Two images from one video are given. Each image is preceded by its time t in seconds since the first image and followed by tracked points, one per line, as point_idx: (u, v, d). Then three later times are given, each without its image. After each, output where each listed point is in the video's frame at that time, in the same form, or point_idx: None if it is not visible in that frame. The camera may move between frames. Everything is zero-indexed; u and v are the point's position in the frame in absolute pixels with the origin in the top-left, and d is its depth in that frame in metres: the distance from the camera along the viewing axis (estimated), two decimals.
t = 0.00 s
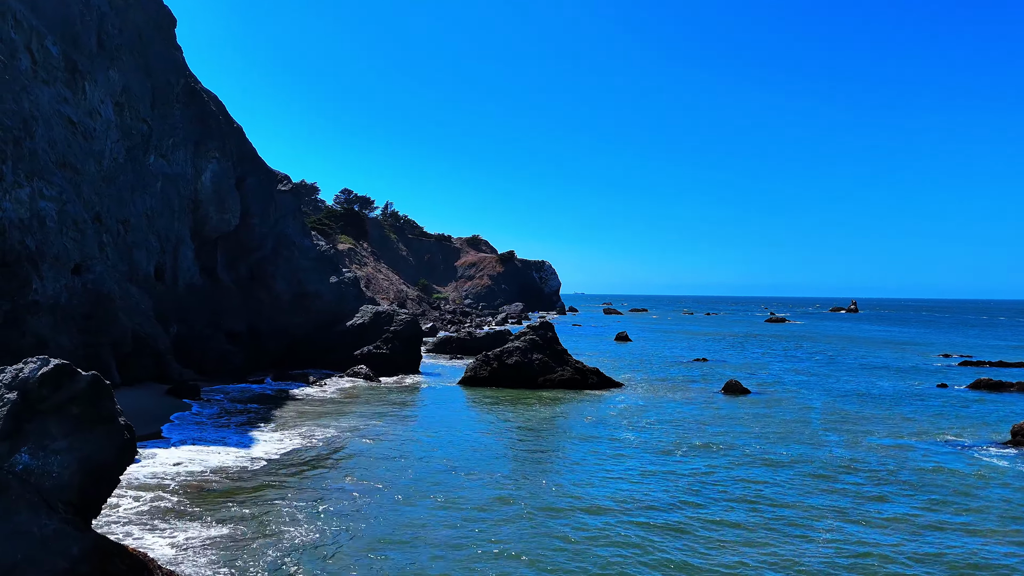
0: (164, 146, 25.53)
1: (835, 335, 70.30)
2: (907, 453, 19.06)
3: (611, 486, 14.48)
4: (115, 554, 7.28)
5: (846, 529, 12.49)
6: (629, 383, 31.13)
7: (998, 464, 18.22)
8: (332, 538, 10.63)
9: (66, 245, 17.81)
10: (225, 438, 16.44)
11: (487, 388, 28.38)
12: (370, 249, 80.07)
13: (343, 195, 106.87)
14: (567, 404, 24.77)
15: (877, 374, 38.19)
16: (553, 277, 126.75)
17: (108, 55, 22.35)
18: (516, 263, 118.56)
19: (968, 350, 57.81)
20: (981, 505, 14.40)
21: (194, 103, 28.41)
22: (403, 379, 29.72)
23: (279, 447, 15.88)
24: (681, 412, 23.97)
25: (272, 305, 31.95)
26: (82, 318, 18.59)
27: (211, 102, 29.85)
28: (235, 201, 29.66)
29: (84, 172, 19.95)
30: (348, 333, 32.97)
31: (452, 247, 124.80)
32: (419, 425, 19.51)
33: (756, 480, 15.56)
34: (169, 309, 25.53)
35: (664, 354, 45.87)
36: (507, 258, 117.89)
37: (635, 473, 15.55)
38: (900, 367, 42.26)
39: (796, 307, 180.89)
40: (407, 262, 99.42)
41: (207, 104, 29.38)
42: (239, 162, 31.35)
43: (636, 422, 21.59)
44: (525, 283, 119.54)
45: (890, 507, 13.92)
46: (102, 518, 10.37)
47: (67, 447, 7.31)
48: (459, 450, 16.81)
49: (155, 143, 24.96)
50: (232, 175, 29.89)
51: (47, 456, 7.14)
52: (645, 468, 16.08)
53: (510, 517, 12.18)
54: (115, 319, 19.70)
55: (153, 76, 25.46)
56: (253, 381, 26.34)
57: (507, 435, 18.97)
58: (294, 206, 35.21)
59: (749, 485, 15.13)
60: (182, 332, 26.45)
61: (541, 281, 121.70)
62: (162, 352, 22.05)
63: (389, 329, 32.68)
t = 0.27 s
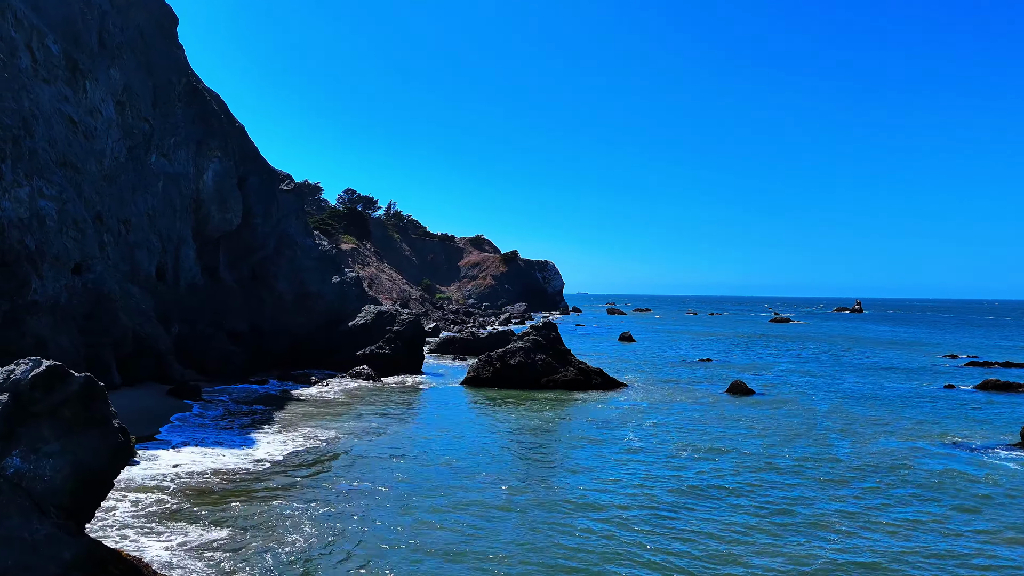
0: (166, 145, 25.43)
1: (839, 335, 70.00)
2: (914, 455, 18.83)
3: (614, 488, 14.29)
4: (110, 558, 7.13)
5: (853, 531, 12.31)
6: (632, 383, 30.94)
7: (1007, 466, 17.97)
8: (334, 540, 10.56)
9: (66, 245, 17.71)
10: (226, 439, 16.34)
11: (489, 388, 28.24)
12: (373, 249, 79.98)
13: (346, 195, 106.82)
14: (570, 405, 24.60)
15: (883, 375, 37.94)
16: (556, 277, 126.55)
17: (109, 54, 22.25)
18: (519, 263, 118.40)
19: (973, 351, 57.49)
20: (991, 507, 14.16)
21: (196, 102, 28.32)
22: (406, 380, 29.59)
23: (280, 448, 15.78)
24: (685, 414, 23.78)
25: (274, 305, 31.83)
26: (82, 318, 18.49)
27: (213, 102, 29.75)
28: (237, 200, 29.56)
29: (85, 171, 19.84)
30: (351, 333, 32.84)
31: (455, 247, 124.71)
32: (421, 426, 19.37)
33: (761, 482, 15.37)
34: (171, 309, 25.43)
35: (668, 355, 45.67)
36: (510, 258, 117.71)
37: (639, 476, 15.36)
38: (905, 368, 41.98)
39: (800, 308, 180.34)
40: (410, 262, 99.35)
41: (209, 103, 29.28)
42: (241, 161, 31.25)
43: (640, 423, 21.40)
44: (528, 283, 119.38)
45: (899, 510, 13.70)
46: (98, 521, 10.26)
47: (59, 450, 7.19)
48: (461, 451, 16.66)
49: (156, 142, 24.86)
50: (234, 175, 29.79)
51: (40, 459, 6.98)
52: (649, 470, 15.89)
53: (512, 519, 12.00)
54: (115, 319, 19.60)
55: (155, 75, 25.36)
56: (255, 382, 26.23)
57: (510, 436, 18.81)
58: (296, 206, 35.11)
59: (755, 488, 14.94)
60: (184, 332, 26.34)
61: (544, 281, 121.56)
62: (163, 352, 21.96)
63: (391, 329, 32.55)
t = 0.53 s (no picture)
0: (167, 144, 25.32)
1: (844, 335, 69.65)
2: (923, 458, 18.56)
3: (619, 491, 14.10)
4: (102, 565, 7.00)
5: (861, 536, 12.11)
6: (636, 384, 30.71)
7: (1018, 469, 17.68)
8: (334, 543, 10.40)
9: (66, 245, 17.59)
10: (228, 441, 16.21)
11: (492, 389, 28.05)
12: (376, 249, 79.87)
13: (350, 195, 106.75)
14: (573, 406, 24.40)
15: (889, 376, 37.65)
16: (560, 277, 126.29)
17: (110, 53, 22.13)
18: (522, 263, 118.18)
19: (979, 351, 57.13)
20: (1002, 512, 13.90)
21: (198, 101, 28.20)
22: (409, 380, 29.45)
23: (282, 450, 15.64)
24: (690, 415, 23.55)
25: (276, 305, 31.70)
26: (82, 319, 18.38)
27: (215, 101, 29.63)
28: (239, 200, 29.44)
29: (86, 170, 19.73)
30: (353, 333, 32.69)
31: (459, 247, 124.56)
32: (423, 427, 19.20)
33: (768, 486, 15.14)
34: (173, 309, 25.32)
35: (672, 355, 45.41)
36: (514, 258, 117.46)
37: (644, 478, 15.16)
38: (911, 369, 41.66)
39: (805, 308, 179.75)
40: (413, 262, 99.23)
41: (211, 102, 29.16)
42: (243, 161, 31.14)
43: (644, 425, 21.19)
44: (531, 283, 119.17)
45: (908, 514, 13.46)
46: (97, 525, 10.10)
47: (52, 454, 7.03)
48: (464, 453, 16.51)
49: (158, 142, 24.74)
50: (236, 174, 29.67)
51: (32, 463, 6.83)
52: (653, 473, 15.68)
53: (514, 523, 11.81)
54: (116, 319, 19.50)
55: (156, 74, 25.24)
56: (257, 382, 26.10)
57: (513, 438, 18.63)
58: (298, 206, 34.98)
59: (761, 491, 14.73)
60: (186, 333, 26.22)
61: (547, 281, 121.34)
62: (164, 353, 21.84)
63: (393, 329, 32.40)
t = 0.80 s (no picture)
0: (169, 144, 25.19)
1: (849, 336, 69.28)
2: (932, 460, 18.28)
3: (624, 494, 13.89)
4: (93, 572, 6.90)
5: (871, 542, 11.85)
6: (641, 385, 30.46)
7: None
8: (333, 547, 10.20)
9: (66, 245, 17.45)
10: (230, 443, 16.04)
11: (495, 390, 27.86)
12: (379, 249, 79.77)
13: (353, 195, 106.67)
14: (577, 407, 24.17)
15: (896, 377, 37.31)
16: (563, 277, 126.00)
17: (111, 52, 22.01)
18: (526, 263, 117.99)
19: (987, 351, 56.68)
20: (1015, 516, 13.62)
21: (199, 101, 28.07)
22: (411, 381, 29.26)
23: (284, 452, 15.47)
24: (695, 417, 23.31)
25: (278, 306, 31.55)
26: (82, 319, 18.26)
27: (217, 100, 29.50)
28: (241, 200, 29.30)
29: (86, 170, 19.60)
30: (355, 334, 32.50)
31: (462, 247, 124.39)
32: (426, 429, 19.01)
33: (775, 489, 14.87)
34: (174, 309, 25.20)
35: (677, 356, 45.15)
36: (517, 258, 117.24)
37: (650, 481, 14.95)
38: (918, 370, 41.30)
39: (809, 308, 179.12)
40: (416, 262, 99.09)
41: (213, 101, 29.04)
42: (245, 160, 31.04)
43: (649, 427, 20.95)
44: (535, 283, 118.93)
45: (918, 518, 13.22)
46: (97, 530, 9.90)
47: (44, 458, 6.86)
48: (466, 455, 16.31)
49: (159, 141, 24.62)
50: (238, 174, 29.53)
51: (24, 468, 6.65)
52: (659, 476, 15.47)
53: (517, 526, 11.62)
54: (117, 320, 19.38)
55: (158, 73, 25.11)
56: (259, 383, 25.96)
57: (516, 440, 18.42)
58: (300, 205, 34.85)
59: (768, 494, 14.48)
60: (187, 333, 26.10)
61: (551, 281, 121.10)
62: (164, 354, 21.72)
63: (396, 330, 32.22)
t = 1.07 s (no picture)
0: (170, 143, 25.07)
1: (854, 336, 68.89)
2: (941, 462, 18.04)
3: (629, 496, 13.69)
4: None
5: (882, 546, 11.61)
6: (645, 386, 30.26)
7: None
8: (335, 551, 10.05)
9: (66, 244, 17.32)
10: (233, 445, 15.92)
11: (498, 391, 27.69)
12: (383, 249, 79.69)
13: (356, 195, 106.60)
14: (582, 408, 23.98)
15: (903, 378, 37.01)
16: (567, 277, 125.73)
17: (113, 50, 21.89)
18: (529, 263, 117.79)
19: (994, 352, 56.22)
20: None
21: (202, 100, 27.95)
22: (415, 381, 29.09)
23: (287, 454, 15.34)
24: (699, 418, 23.10)
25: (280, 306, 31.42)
26: (83, 319, 18.14)
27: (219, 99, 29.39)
28: (243, 199, 29.18)
29: (87, 169, 19.49)
30: (358, 334, 32.34)
31: (465, 247, 124.26)
32: (428, 430, 18.86)
33: (782, 491, 14.64)
34: (176, 309, 25.09)
35: (681, 356, 44.93)
36: (521, 258, 117.03)
37: (655, 483, 14.74)
38: (925, 370, 40.98)
39: (813, 308, 178.51)
40: (419, 262, 98.98)
41: (215, 100, 28.93)
42: (247, 160, 30.95)
43: (653, 429, 20.75)
44: (538, 283, 118.73)
45: (929, 522, 12.99)
46: (98, 535, 9.74)
47: (36, 462, 6.68)
48: (470, 457, 16.14)
49: (161, 141, 24.50)
50: (240, 173, 29.42)
51: (15, 472, 6.46)
52: (664, 478, 15.26)
53: (521, 530, 11.42)
54: (117, 320, 19.28)
55: (159, 71, 25.00)
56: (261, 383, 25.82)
57: (520, 441, 18.25)
58: (303, 205, 34.73)
59: (776, 496, 14.26)
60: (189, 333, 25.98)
61: (554, 281, 120.90)
62: (166, 354, 21.59)
63: (399, 330, 32.06)
